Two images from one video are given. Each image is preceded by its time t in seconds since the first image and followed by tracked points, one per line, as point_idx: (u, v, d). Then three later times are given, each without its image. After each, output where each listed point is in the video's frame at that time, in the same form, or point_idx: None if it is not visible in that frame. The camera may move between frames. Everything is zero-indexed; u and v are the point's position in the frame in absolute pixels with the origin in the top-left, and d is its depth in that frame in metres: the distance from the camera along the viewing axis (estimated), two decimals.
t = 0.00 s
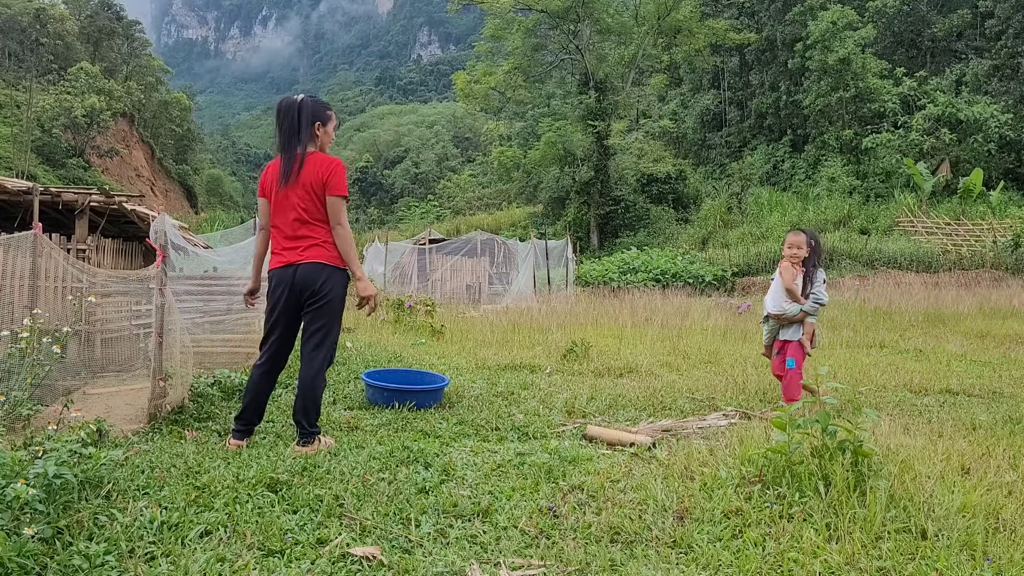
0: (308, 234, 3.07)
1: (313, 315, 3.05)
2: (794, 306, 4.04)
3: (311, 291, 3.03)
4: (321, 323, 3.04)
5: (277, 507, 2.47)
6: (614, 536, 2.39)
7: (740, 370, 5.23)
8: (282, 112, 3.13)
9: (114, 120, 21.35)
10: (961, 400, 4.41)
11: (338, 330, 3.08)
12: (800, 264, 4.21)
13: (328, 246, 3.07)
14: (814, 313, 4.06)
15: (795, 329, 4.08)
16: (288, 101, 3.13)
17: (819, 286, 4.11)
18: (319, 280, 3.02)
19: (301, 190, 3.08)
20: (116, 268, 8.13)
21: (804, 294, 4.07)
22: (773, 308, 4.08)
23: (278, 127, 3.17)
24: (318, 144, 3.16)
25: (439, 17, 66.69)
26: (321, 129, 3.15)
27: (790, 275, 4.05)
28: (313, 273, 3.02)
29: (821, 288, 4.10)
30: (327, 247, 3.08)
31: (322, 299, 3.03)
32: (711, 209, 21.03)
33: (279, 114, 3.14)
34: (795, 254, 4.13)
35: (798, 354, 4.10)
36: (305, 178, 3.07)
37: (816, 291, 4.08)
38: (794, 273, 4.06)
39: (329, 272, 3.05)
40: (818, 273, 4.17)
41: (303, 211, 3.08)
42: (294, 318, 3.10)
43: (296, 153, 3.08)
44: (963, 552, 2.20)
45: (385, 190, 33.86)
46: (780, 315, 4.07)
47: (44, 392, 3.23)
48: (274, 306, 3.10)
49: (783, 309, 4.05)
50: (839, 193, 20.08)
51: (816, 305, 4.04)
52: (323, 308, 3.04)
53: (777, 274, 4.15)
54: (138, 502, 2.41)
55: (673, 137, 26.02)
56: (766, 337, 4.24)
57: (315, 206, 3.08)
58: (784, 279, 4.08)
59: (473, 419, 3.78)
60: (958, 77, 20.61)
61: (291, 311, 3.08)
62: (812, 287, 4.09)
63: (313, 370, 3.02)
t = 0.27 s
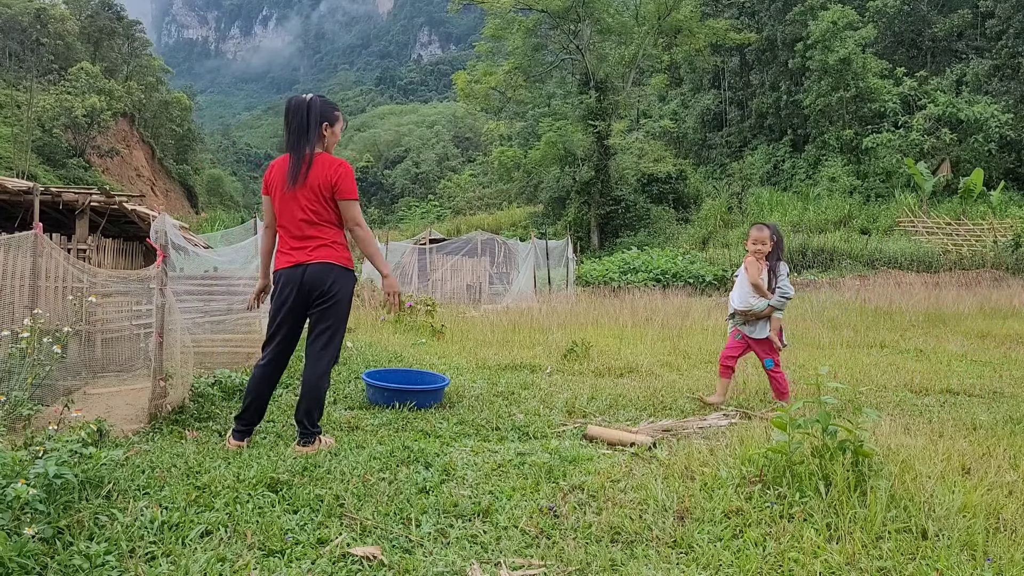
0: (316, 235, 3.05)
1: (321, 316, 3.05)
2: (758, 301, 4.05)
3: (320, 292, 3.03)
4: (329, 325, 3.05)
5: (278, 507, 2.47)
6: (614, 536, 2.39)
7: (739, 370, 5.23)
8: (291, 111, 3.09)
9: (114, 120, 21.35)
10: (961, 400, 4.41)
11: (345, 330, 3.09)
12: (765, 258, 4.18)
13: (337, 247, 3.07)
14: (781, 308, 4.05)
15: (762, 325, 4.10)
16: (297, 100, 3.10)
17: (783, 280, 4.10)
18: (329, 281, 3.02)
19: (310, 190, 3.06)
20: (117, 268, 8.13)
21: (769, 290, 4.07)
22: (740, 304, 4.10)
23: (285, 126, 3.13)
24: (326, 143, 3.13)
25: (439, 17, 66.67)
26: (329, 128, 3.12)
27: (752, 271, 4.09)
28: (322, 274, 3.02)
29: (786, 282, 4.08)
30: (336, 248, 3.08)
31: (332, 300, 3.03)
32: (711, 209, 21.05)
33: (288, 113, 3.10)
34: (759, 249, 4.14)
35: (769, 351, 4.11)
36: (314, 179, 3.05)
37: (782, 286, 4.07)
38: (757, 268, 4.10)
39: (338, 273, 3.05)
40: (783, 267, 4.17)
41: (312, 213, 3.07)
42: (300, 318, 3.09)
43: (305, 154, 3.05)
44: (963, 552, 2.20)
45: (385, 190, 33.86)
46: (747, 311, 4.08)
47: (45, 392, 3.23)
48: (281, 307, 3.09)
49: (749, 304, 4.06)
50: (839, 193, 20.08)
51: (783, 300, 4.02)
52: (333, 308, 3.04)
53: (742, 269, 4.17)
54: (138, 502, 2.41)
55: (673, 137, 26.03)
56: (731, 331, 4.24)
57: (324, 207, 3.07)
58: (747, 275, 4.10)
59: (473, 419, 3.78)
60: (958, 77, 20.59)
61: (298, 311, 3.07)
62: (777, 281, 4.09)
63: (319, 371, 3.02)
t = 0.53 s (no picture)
0: (330, 238, 3.05)
1: (333, 318, 3.05)
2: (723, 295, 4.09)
3: (333, 295, 3.03)
4: (343, 327, 3.06)
5: (278, 507, 2.47)
6: (614, 537, 2.39)
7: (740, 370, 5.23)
8: (304, 114, 3.09)
9: (114, 120, 21.35)
10: (962, 400, 4.41)
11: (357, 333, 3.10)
12: (731, 250, 4.18)
13: (349, 250, 3.07)
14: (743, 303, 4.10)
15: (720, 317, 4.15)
16: (310, 103, 3.11)
17: (749, 274, 4.15)
18: (342, 284, 3.02)
19: (322, 193, 3.06)
20: (117, 268, 8.14)
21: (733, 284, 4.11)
22: (704, 297, 4.13)
23: (298, 129, 3.13)
24: (337, 146, 3.13)
25: (439, 17, 66.62)
26: (340, 131, 3.13)
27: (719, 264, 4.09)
28: (335, 277, 3.01)
29: (751, 276, 4.13)
30: (348, 250, 3.08)
31: (345, 302, 3.04)
32: (711, 209, 21.05)
33: (300, 115, 3.10)
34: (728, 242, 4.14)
35: (722, 343, 4.13)
36: (325, 181, 3.05)
37: (746, 280, 4.12)
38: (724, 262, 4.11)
39: (352, 276, 3.05)
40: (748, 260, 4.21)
41: (325, 216, 3.06)
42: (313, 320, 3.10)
43: (317, 156, 3.05)
44: (963, 552, 2.20)
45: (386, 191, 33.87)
46: (710, 304, 4.13)
47: (45, 392, 3.23)
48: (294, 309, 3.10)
49: (712, 297, 4.10)
50: (839, 193, 20.08)
51: (745, 294, 4.07)
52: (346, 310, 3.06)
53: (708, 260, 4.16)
54: (138, 502, 2.41)
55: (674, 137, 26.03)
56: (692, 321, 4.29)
57: (337, 209, 3.08)
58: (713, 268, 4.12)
59: (473, 419, 3.78)
60: (959, 77, 20.58)
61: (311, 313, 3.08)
62: (742, 275, 4.14)
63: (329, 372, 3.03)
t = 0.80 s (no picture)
0: (343, 240, 3.05)
1: (342, 321, 3.06)
2: (691, 294, 4.04)
3: (343, 298, 3.03)
4: (355, 329, 3.08)
5: (278, 507, 2.47)
6: (614, 537, 2.39)
7: (740, 370, 5.23)
8: (326, 117, 3.09)
9: (114, 119, 21.34)
10: (962, 400, 4.41)
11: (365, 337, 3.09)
12: (700, 251, 4.15)
13: (362, 253, 3.06)
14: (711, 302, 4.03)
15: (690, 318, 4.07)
16: (334, 106, 3.12)
17: (717, 273, 4.07)
18: (351, 288, 3.01)
19: (339, 195, 3.05)
20: (117, 268, 8.14)
21: (701, 284, 4.05)
22: (672, 299, 4.08)
23: (322, 131, 3.13)
24: (359, 150, 3.13)
25: (439, 17, 66.59)
26: (362, 135, 3.13)
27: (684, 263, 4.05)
28: (344, 279, 3.00)
29: (720, 275, 4.05)
30: (361, 254, 3.06)
31: (355, 305, 3.04)
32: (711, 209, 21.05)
33: (323, 116, 3.11)
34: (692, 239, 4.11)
35: (695, 345, 4.06)
36: (344, 184, 3.05)
37: (714, 278, 4.04)
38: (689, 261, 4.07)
39: (363, 280, 3.05)
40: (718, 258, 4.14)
41: (340, 219, 3.05)
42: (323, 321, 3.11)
43: (338, 159, 3.05)
44: (963, 552, 2.20)
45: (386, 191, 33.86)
46: (679, 306, 4.07)
47: (45, 392, 3.23)
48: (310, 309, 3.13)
49: (681, 298, 4.05)
50: (839, 193, 20.08)
51: (713, 293, 4.00)
52: (357, 312, 3.06)
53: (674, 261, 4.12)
54: (139, 502, 2.41)
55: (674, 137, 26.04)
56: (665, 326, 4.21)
57: (354, 212, 3.07)
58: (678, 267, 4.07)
59: (473, 419, 3.78)
60: (959, 76, 20.58)
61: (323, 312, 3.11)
62: (710, 272, 4.08)
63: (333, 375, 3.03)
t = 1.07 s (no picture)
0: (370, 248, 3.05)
1: (361, 327, 3.06)
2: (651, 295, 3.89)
3: (363, 305, 3.03)
4: (374, 337, 3.08)
5: (278, 507, 2.47)
6: (614, 536, 2.39)
7: (740, 370, 5.23)
8: (368, 125, 3.11)
9: (114, 119, 21.35)
10: (962, 400, 4.41)
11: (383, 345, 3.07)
12: (660, 249, 4.02)
13: (387, 263, 3.05)
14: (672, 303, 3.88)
15: (652, 321, 3.94)
16: (379, 115, 3.14)
17: (680, 272, 3.91)
18: (371, 295, 3.00)
19: (373, 204, 3.06)
20: (117, 268, 8.14)
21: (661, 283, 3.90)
22: (632, 299, 3.95)
23: (365, 139, 3.16)
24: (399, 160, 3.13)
25: (439, 17, 66.56)
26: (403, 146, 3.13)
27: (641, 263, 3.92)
28: (365, 287, 3.00)
29: (681, 274, 3.88)
30: (386, 263, 3.05)
31: (375, 314, 3.04)
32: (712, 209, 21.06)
33: (366, 124, 3.13)
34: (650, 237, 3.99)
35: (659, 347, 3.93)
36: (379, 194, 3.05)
37: (676, 278, 3.88)
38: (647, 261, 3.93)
39: (386, 290, 3.04)
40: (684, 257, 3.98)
41: (371, 227, 3.05)
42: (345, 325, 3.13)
43: (375, 167, 3.07)
44: (963, 552, 2.20)
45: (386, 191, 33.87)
46: (638, 306, 3.93)
47: (45, 392, 3.23)
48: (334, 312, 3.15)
49: (640, 299, 3.91)
50: (839, 193, 20.08)
51: (672, 294, 3.85)
52: (377, 321, 3.06)
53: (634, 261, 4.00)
54: (139, 502, 2.42)
55: (674, 137, 26.04)
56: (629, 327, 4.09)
57: (387, 222, 3.07)
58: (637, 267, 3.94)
59: (473, 419, 3.78)
60: (959, 77, 20.58)
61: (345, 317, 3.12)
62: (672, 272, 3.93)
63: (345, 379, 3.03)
